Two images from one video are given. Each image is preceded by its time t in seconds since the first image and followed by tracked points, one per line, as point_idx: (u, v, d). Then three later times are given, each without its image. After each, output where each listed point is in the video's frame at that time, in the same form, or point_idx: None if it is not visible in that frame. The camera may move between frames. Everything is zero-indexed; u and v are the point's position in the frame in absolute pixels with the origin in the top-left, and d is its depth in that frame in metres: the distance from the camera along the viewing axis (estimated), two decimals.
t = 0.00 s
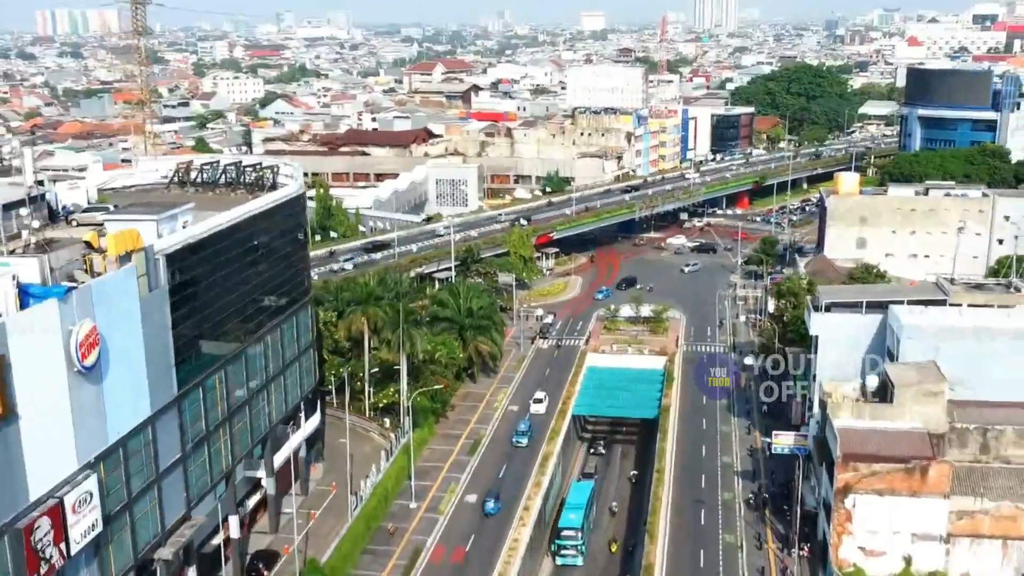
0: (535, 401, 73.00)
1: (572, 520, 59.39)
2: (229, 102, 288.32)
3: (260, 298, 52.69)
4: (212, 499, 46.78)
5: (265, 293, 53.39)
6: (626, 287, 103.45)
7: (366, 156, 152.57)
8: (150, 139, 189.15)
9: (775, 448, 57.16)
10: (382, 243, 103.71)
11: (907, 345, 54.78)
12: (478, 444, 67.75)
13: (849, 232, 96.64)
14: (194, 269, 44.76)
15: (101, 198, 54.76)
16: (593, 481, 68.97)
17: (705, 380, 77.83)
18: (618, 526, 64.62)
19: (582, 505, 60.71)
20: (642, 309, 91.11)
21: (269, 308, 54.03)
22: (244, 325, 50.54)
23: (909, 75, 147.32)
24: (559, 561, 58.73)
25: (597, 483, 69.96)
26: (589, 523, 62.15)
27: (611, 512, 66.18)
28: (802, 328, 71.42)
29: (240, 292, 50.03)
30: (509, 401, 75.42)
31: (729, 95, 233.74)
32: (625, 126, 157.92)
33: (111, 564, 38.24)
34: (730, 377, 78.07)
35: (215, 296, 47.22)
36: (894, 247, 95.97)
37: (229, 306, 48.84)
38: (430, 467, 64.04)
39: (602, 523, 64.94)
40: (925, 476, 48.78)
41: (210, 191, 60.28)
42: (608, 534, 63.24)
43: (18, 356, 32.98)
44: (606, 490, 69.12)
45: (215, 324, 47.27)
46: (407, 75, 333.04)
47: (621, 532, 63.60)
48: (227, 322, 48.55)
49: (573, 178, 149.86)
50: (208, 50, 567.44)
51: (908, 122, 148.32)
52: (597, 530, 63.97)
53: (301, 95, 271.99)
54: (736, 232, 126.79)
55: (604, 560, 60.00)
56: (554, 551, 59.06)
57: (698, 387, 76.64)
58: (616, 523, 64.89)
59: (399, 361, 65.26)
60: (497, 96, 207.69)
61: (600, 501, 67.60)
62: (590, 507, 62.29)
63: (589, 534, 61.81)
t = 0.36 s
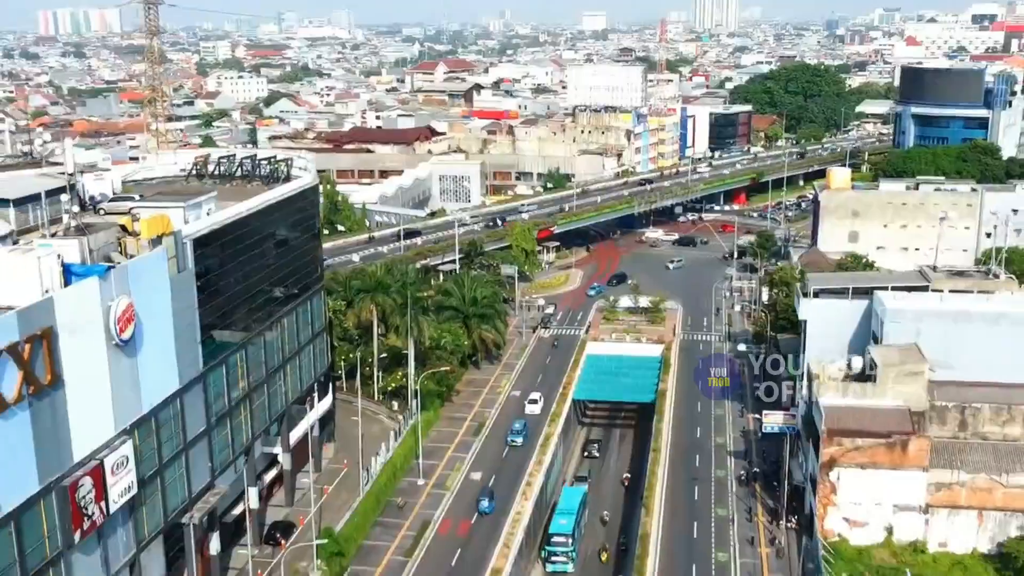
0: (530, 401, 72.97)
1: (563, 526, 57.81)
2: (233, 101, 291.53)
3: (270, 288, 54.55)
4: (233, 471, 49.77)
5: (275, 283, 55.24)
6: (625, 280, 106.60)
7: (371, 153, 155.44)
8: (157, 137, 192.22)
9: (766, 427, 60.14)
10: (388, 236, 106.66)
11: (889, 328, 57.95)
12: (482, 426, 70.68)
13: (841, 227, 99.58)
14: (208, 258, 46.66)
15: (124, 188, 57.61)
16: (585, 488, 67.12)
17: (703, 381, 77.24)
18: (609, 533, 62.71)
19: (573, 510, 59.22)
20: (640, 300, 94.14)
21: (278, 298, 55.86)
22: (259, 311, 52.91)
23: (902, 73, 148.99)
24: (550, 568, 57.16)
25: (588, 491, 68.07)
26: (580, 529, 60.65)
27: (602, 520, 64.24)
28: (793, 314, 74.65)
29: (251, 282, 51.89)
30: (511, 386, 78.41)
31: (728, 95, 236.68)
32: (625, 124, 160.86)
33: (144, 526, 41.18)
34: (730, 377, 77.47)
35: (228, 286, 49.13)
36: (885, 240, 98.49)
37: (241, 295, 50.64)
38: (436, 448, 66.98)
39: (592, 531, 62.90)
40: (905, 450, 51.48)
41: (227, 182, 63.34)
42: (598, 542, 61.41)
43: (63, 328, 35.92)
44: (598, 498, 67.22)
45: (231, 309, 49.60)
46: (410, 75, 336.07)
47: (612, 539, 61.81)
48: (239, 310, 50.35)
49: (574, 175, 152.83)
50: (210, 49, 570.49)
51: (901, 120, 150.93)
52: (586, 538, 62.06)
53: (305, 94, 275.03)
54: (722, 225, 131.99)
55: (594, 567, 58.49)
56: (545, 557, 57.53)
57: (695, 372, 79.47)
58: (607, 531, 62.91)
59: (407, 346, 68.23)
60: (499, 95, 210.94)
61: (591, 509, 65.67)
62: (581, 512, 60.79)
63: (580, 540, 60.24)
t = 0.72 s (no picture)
0: (526, 401, 73.40)
1: (556, 530, 56.61)
2: (235, 100, 293.39)
3: (280, 280, 56.35)
4: (247, 453, 52.03)
5: (284, 275, 57.02)
6: (624, 275, 108.75)
7: (373, 152, 157.35)
8: (162, 136, 194.24)
9: (759, 413, 62.33)
10: (392, 232, 108.66)
11: (878, 317, 59.91)
12: (484, 415, 72.77)
13: (835, 223, 100.51)
14: (222, 251, 48.38)
15: (140, 182, 59.90)
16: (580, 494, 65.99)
17: (704, 382, 77.27)
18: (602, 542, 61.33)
19: (566, 514, 58.09)
20: (638, 294, 96.29)
21: (288, 290, 57.66)
22: (270, 301, 54.91)
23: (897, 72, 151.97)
24: (542, 573, 55.79)
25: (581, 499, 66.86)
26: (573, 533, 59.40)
27: (595, 528, 62.92)
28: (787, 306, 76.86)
29: (260, 274, 53.50)
30: (513, 377, 80.49)
31: (727, 94, 238.88)
32: (625, 123, 162.96)
33: (165, 501, 43.46)
34: (729, 377, 77.75)
35: (238, 277, 50.71)
36: (879, 236, 99.17)
37: (250, 287, 52.20)
38: (440, 435, 69.17)
39: (584, 538, 61.62)
40: (891, 434, 53.43)
41: (238, 177, 65.45)
42: (591, 548, 60.28)
43: (92, 311, 38.05)
44: (592, 505, 65.99)
45: (244, 298, 51.61)
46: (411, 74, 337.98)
47: (606, 546, 60.71)
48: (251, 300, 52.34)
49: (575, 173, 154.87)
50: (211, 48, 572.16)
51: (897, 118, 153.36)
52: (578, 545, 60.89)
53: (307, 94, 277.02)
54: (711, 220, 135.51)
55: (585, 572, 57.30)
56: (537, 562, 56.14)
57: (692, 364, 81.50)
58: (600, 538, 61.63)
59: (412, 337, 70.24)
60: (500, 94, 213.05)
61: (583, 516, 64.44)
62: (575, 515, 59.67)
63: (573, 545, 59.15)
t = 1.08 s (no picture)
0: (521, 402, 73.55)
1: (547, 536, 55.80)
2: (239, 99, 296.43)
3: (293, 269, 59.14)
4: (264, 431, 55.03)
5: (296, 264, 59.81)
6: (623, 269, 111.67)
7: (377, 150, 160.19)
8: (169, 135, 197.21)
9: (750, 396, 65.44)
10: (396, 227, 111.51)
11: (864, 304, 62.85)
12: (487, 400, 75.70)
13: (829, 219, 103.16)
14: (240, 242, 51.09)
15: (160, 174, 62.88)
16: (573, 498, 65.01)
17: (701, 383, 77.72)
18: (592, 551, 60.10)
19: (557, 521, 57.24)
20: (636, 287, 99.23)
21: (300, 278, 60.53)
22: (284, 288, 57.75)
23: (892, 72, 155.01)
24: None
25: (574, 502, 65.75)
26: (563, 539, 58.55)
27: (586, 535, 61.63)
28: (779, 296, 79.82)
29: (275, 262, 56.40)
30: (515, 365, 83.43)
31: (726, 94, 241.97)
32: (624, 121, 165.88)
33: (190, 472, 46.52)
34: (729, 377, 78.46)
35: (253, 266, 53.31)
36: (871, 231, 101.70)
37: (265, 275, 54.93)
38: (445, 419, 72.15)
39: (572, 546, 60.48)
40: (875, 413, 56.55)
41: (252, 170, 68.39)
42: (581, 556, 59.18)
43: (126, 292, 40.92)
44: (583, 513, 64.68)
45: (262, 283, 54.46)
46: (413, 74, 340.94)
47: (597, 555, 59.35)
48: (266, 287, 55.09)
49: (575, 170, 157.77)
50: (213, 47, 575.04)
51: (891, 117, 156.41)
52: (568, 552, 59.69)
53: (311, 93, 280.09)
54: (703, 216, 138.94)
55: None
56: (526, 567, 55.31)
57: (688, 354, 84.29)
58: (590, 546, 60.42)
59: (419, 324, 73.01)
60: (502, 93, 216.02)
61: (575, 523, 63.19)
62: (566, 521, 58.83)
63: (564, 552, 58.24)
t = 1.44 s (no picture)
0: (517, 401, 73.83)
1: (536, 542, 54.77)
2: (243, 99, 299.63)
3: (307, 259, 62.26)
4: (280, 411, 58.14)
5: (310, 255, 62.93)
6: (622, 264, 114.66)
7: (381, 148, 163.19)
8: (175, 134, 200.23)
9: (743, 380, 68.59)
10: (401, 222, 114.50)
11: (851, 294, 65.95)
12: (491, 387, 78.70)
13: (822, 215, 105.79)
14: (259, 232, 54.40)
15: (179, 169, 66.00)
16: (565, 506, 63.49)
17: (703, 384, 77.90)
18: (583, 561, 58.03)
19: (547, 526, 56.26)
20: (635, 280, 102.32)
21: (314, 268, 63.63)
22: (299, 276, 60.86)
23: (887, 72, 158.45)
24: None
25: (566, 513, 64.08)
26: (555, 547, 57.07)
27: (576, 546, 59.70)
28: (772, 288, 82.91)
29: (291, 252, 59.52)
30: (517, 354, 86.45)
31: (725, 93, 244.84)
32: (624, 121, 169.00)
33: (214, 446, 49.54)
34: (729, 377, 78.67)
35: (271, 255, 56.45)
36: (864, 226, 104.24)
37: (282, 263, 58.08)
38: (450, 403, 75.33)
39: (562, 557, 58.61)
40: (860, 396, 59.80)
41: (266, 165, 71.51)
42: (575, 566, 57.30)
43: (158, 277, 43.96)
44: (579, 524, 62.60)
45: (279, 270, 57.59)
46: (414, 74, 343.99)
47: (591, 566, 57.34)
48: (283, 275, 58.21)
49: (576, 168, 160.75)
50: (215, 47, 577.93)
51: (887, 117, 159.71)
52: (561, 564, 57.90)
53: (314, 93, 283.34)
54: (695, 211, 143.26)
55: None
56: None
57: (684, 344, 87.29)
58: (583, 559, 58.28)
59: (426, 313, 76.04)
60: (503, 93, 219.25)
61: (565, 534, 61.24)
62: (557, 528, 57.67)
63: (554, 559, 56.74)
